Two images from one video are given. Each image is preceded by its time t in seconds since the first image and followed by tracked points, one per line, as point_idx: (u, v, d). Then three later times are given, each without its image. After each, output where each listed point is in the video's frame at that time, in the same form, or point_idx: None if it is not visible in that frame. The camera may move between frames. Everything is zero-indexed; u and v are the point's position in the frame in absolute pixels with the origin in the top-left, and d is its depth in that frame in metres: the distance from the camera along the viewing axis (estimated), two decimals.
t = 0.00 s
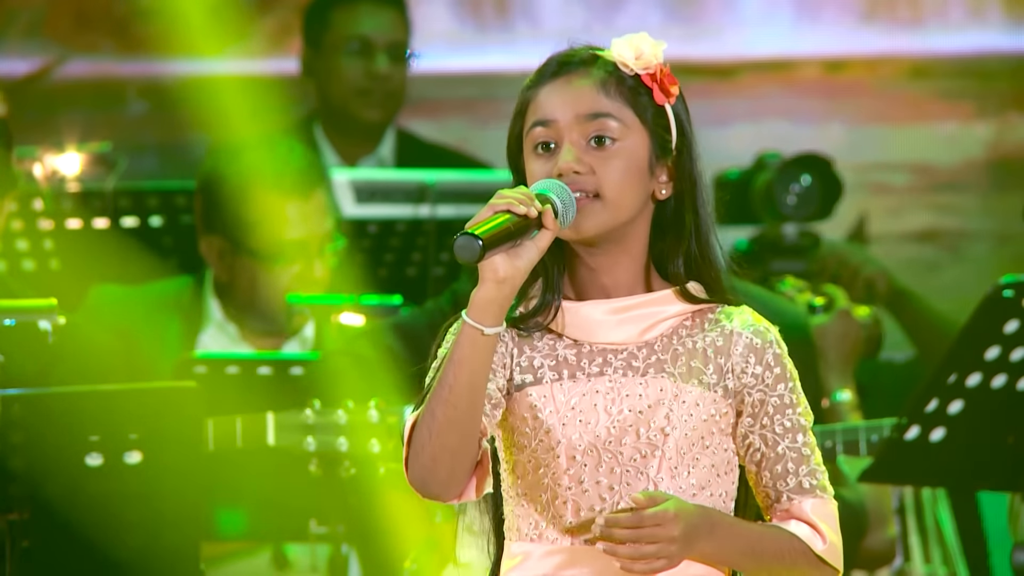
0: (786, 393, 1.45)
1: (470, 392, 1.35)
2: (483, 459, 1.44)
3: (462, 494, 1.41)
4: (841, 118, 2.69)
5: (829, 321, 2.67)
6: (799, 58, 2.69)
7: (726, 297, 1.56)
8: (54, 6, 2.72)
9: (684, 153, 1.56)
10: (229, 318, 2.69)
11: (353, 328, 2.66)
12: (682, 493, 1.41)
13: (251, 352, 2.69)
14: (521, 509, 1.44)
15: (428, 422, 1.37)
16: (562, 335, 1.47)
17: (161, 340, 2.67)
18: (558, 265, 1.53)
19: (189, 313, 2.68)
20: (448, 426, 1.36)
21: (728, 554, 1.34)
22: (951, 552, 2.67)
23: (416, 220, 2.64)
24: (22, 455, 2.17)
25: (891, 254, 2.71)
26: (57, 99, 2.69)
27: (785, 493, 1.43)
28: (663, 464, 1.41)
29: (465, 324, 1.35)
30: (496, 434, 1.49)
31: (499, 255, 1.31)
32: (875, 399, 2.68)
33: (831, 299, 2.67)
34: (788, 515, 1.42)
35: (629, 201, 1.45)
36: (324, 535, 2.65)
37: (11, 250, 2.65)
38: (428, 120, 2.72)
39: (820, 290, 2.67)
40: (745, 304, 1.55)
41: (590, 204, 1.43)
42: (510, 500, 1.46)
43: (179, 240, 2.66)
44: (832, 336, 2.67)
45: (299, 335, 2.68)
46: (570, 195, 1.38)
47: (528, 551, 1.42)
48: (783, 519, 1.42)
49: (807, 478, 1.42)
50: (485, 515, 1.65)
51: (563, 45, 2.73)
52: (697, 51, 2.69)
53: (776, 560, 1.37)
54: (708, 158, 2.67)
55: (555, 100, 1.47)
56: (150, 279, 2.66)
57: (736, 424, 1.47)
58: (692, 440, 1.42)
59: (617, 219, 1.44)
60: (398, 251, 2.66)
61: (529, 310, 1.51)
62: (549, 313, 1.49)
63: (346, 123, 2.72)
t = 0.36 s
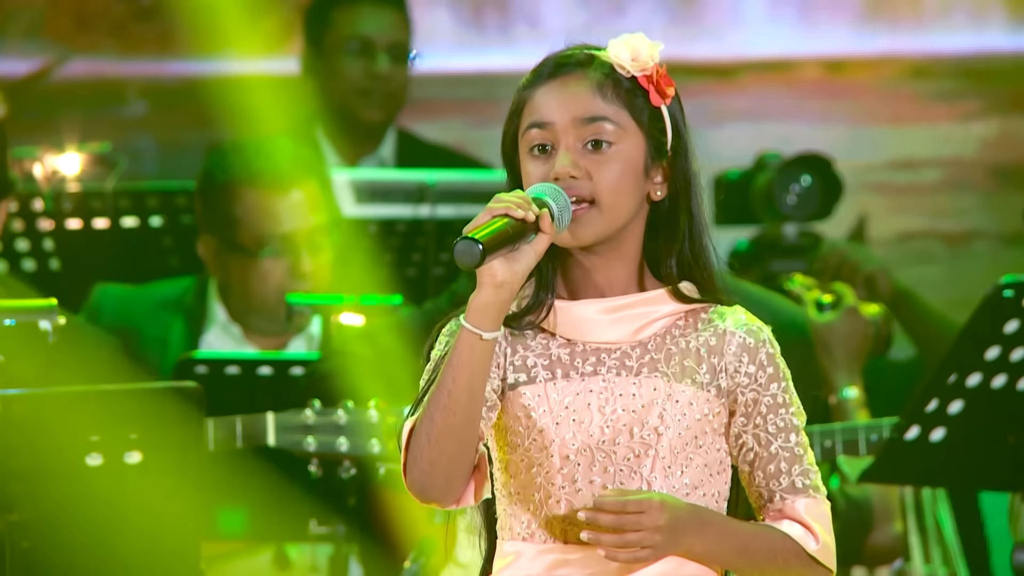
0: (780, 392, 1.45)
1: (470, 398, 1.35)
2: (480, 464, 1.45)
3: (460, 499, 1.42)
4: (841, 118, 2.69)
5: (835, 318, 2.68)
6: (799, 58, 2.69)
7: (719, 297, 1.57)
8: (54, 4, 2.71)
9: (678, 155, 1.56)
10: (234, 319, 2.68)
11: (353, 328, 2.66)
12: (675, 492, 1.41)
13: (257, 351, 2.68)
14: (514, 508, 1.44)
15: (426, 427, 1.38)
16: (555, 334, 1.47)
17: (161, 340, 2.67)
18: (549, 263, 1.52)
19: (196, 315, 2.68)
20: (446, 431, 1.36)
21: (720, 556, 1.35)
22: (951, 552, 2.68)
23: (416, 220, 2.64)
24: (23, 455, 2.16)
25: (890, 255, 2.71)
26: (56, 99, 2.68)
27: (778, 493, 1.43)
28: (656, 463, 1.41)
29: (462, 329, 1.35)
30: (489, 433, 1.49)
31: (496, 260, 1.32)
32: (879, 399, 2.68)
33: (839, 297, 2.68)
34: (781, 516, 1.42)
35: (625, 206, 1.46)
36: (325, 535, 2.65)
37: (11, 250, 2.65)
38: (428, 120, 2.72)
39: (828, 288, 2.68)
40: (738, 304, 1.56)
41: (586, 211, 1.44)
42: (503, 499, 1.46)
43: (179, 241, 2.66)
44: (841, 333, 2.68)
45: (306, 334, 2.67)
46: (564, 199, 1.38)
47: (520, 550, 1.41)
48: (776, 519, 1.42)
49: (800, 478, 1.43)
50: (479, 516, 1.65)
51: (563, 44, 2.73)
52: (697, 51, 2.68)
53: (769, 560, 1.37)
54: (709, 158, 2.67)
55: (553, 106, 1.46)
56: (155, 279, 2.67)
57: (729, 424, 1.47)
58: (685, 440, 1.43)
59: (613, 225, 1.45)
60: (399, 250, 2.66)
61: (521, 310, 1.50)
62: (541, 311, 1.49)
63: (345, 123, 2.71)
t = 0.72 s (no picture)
0: (778, 391, 1.45)
1: (468, 389, 1.35)
2: (478, 457, 1.46)
3: (458, 491, 1.42)
4: (840, 118, 2.69)
5: (834, 315, 2.69)
6: (798, 58, 2.70)
7: (717, 296, 1.56)
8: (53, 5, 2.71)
9: (676, 149, 1.56)
10: (234, 315, 2.67)
11: (353, 329, 2.66)
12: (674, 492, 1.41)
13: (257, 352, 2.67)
14: (512, 508, 1.44)
15: (425, 417, 1.38)
16: (553, 334, 1.47)
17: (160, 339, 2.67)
18: (547, 263, 1.53)
19: (196, 313, 2.67)
20: (445, 421, 1.36)
21: (717, 549, 1.35)
22: (950, 553, 2.68)
23: (415, 220, 2.64)
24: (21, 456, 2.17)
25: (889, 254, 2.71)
26: (56, 100, 2.68)
27: (776, 492, 1.44)
28: (654, 464, 1.41)
29: (462, 320, 1.36)
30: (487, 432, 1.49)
31: (495, 251, 1.32)
32: (880, 399, 2.68)
33: (838, 294, 2.70)
34: (779, 514, 1.42)
35: (626, 199, 1.46)
36: (324, 536, 2.65)
37: (11, 251, 2.66)
38: (427, 120, 2.71)
39: (827, 284, 2.70)
40: (736, 303, 1.56)
41: (589, 205, 1.44)
42: (501, 499, 1.46)
43: (178, 242, 2.65)
44: (839, 330, 2.69)
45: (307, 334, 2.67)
46: (564, 191, 1.38)
47: (518, 550, 1.42)
48: (773, 517, 1.42)
49: (798, 477, 1.43)
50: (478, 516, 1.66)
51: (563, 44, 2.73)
52: (696, 50, 2.68)
53: (768, 557, 1.37)
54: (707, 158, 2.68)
55: (549, 101, 1.47)
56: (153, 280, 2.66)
57: (727, 424, 1.47)
58: (684, 440, 1.43)
59: (616, 218, 1.45)
60: (398, 250, 2.66)
61: (519, 309, 1.50)
62: (540, 311, 1.49)
63: (343, 122, 2.71)
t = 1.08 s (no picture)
0: (782, 393, 1.45)
1: (473, 397, 1.35)
2: (483, 462, 1.46)
3: (463, 497, 1.42)
4: (841, 118, 2.69)
5: (825, 316, 2.70)
6: (799, 59, 2.70)
7: (721, 299, 1.57)
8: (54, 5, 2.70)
9: (681, 157, 1.56)
10: (231, 315, 2.68)
11: (353, 329, 2.66)
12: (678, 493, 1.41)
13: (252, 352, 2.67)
14: (516, 508, 1.44)
15: (430, 425, 1.38)
16: (557, 334, 1.47)
17: (159, 339, 2.67)
18: (553, 261, 1.52)
19: (193, 313, 2.68)
20: (450, 429, 1.36)
21: (727, 553, 1.34)
22: (951, 553, 2.68)
23: (415, 220, 2.64)
24: (22, 456, 2.20)
25: (890, 255, 2.71)
26: (56, 100, 2.68)
27: (780, 494, 1.43)
28: (659, 465, 1.41)
29: (468, 329, 1.35)
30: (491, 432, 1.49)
31: (501, 260, 1.31)
32: (873, 398, 2.70)
33: (829, 294, 2.71)
34: (784, 515, 1.42)
35: (627, 207, 1.46)
36: (325, 536, 2.66)
37: (11, 251, 2.66)
38: (430, 120, 2.71)
39: (818, 285, 2.71)
40: (741, 305, 1.56)
41: (587, 208, 1.44)
42: (504, 499, 1.46)
43: (178, 241, 2.65)
44: (830, 331, 2.70)
45: (301, 333, 2.67)
46: (573, 198, 1.39)
47: (522, 550, 1.42)
48: (778, 519, 1.42)
49: (802, 479, 1.43)
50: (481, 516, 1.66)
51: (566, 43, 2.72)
52: (698, 50, 2.68)
53: (773, 559, 1.37)
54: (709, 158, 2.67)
55: (557, 101, 1.47)
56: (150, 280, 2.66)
57: (732, 425, 1.48)
58: (688, 441, 1.43)
59: (614, 223, 1.45)
60: (398, 250, 2.66)
61: (524, 309, 1.51)
62: (544, 311, 1.49)
63: (344, 122, 2.71)
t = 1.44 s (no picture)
0: (785, 392, 1.45)
1: (478, 399, 1.35)
2: (489, 463, 1.49)
3: (469, 498, 1.44)
4: (841, 118, 2.70)
5: (835, 330, 2.68)
6: (800, 58, 2.70)
7: (723, 297, 1.57)
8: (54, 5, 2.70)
9: (682, 155, 1.56)
10: (229, 314, 2.69)
11: (353, 329, 2.66)
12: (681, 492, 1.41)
13: (251, 351, 2.68)
14: (518, 508, 1.44)
15: (435, 426, 1.38)
16: (559, 334, 1.47)
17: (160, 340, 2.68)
18: (555, 263, 1.53)
19: (189, 315, 2.68)
20: (455, 430, 1.36)
21: (729, 555, 1.35)
22: (951, 553, 2.68)
23: (415, 220, 2.61)
24: (23, 456, 2.21)
25: (890, 255, 2.71)
26: (56, 100, 2.68)
27: (783, 493, 1.43)
28: (661, 464, 1.41)
29: (471, 328, 1.36)
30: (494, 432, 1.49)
31: (503, 259, 1.31)
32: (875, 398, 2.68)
33: (839, 308, 2.68)
34: (787, 515, 1.42)
35: (628, 205, 1.46)
36: (324, 536, 2.65)
37: (11, 251, 2.66)
38: (431, 120, 2.71)
39: (827, 299, 2.68)
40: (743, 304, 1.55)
41: (589, 207, 1.43)
42: (507, 499, 1.46)
43: (178, 241, 2.66)
44: (841, 346, 2.67)
45: (296, 331, 2.68)
46: (572, 196, 1.38)
47: (523, 550, 1.42)
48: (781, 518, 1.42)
49: (806, 478, 1.43)
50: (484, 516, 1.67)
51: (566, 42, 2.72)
52: (698, 49, 2.68)
53: (775, 558, 1.37)
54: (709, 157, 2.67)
55: (556, 100, 1.47)
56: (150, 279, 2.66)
57: (734, 424, 1.47)
58: (690, 440, 1.43)
59: (616, 223, 1.45)
60: (398, 251, 2.64)
61: (526, 309, 1.51)
62: (546, 311, 1.50)
63: (341, 122, 2.71)
